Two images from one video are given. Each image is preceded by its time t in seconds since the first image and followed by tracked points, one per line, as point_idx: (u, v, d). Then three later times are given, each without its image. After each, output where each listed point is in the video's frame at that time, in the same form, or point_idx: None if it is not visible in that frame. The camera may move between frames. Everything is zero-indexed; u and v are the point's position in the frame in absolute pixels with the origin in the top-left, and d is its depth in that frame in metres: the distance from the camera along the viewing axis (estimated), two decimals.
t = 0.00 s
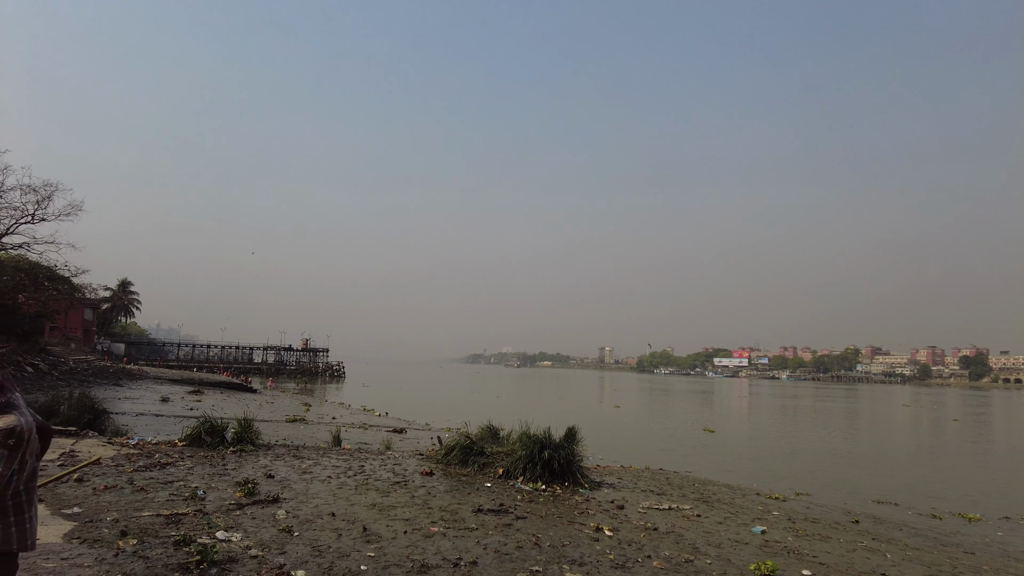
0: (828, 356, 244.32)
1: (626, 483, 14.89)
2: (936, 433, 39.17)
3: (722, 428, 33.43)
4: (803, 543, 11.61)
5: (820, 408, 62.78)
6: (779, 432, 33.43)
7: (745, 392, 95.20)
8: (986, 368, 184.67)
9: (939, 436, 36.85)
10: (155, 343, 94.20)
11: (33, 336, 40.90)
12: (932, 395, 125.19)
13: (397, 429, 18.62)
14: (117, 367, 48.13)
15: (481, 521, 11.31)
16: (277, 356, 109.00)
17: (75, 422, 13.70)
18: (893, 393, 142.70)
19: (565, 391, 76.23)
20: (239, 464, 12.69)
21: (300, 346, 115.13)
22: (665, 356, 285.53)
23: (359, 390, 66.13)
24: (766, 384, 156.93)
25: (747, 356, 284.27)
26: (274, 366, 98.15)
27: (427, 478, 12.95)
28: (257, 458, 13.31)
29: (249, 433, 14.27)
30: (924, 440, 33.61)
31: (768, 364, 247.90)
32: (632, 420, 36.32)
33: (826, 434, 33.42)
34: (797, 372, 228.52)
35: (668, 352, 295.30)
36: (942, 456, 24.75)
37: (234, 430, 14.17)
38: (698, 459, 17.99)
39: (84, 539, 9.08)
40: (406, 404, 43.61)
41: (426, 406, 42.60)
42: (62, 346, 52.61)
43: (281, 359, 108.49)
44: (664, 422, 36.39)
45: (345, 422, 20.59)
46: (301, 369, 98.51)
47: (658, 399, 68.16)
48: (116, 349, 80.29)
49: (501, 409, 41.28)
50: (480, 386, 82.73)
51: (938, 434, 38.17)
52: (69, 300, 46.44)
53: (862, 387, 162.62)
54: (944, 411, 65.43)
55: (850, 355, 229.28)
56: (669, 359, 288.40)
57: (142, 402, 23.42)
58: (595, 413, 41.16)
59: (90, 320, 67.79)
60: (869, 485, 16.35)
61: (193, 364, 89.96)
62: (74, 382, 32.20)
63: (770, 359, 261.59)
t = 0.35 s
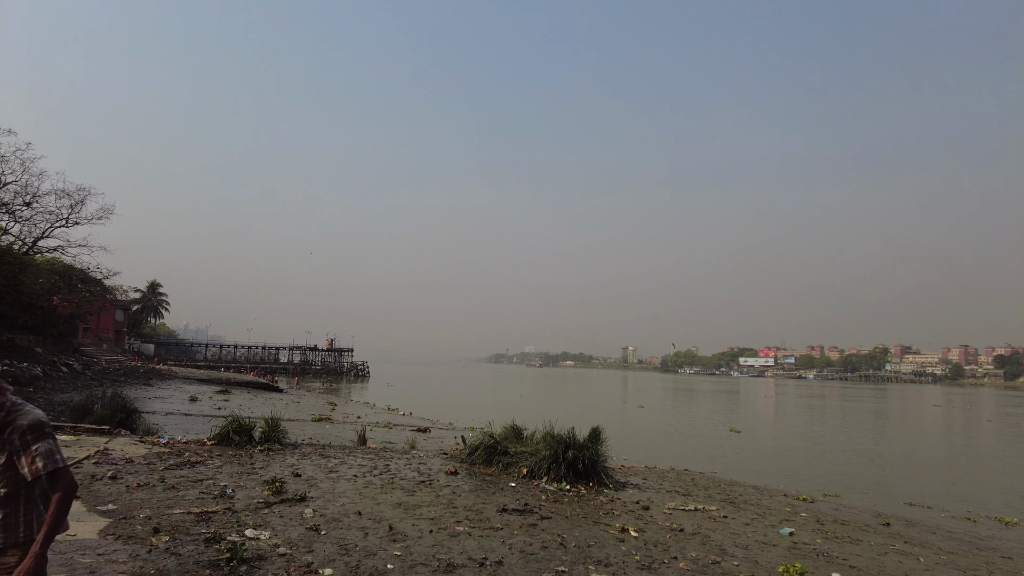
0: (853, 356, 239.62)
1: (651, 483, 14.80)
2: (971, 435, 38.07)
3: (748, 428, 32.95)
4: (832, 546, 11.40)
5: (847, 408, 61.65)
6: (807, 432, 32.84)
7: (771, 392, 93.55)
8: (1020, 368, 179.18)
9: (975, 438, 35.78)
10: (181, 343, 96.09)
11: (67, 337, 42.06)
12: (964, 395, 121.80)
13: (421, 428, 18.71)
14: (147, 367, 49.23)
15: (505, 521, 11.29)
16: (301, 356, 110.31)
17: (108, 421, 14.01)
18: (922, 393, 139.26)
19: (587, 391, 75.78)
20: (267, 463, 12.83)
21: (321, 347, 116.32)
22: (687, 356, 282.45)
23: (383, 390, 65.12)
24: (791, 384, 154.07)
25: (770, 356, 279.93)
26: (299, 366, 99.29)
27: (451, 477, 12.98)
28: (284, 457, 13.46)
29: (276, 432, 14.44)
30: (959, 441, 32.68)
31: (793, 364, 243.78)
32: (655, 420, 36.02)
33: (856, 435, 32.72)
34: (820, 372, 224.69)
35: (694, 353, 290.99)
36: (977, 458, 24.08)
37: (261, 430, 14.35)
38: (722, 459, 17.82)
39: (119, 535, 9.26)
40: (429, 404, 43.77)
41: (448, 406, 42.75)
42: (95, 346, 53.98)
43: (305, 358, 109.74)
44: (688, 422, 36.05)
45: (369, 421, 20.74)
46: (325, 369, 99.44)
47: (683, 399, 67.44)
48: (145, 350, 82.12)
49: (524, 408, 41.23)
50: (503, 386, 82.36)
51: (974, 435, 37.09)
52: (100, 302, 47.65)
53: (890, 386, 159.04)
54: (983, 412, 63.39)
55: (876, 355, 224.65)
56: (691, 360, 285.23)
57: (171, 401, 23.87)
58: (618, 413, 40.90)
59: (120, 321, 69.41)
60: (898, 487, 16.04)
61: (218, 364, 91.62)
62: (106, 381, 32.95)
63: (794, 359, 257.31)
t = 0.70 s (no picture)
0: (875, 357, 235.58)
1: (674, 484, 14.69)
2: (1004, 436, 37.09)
3: (771, 429, 32.51)
4: (860, 548, 11.20)
5: (873, 408, 60.58)
6: (831, 433, 32.31)
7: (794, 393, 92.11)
8: None
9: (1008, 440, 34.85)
10: (205, 344, 97.54)
11: (96, 337, 43.02)
12: (992, 396, 118.97)
13: (442, 428, 18.76)
14: (174, 367, 50.14)
15: (528, 521, 11.27)
16: (322, 356, 111.31)
17: (136, 420, 14.26)
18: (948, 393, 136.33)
19: (608, 391, 75.39)
20: (291, 462, 12.96)
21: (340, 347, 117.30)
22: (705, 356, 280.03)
23: (405, 390, 64.58)
24: (813, 385, 151.65)
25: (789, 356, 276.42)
26: (323, 366, 100.13)
27: (473, 477, 12.99)
28: (308, 456, 13.58)
29: (299, 431, 14.57)
30: (991, 443, 31.87)
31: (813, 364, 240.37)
32: (676, 420, 35.74)
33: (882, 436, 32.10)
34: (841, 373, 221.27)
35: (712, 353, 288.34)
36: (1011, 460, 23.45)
37: (285, 429, 14.48)
38: (745, 460, 17.65)
39: (148, 533, 9.41)
40: (449, 403, 43.91)
41: (468, 406, 42.86)
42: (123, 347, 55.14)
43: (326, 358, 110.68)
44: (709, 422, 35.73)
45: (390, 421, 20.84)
46: (347, 369, 100.16)
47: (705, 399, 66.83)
48: (170, 350, 83.48)
49: (544, 408, 41.20)
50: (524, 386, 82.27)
51: (1006, 437, 36.14)
52: (127, 303, 48.61)
53: (915, 387, 156.04)
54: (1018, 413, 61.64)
55: (898, 355, 220.65)
56: (709, 360, 282.62)
57: (196, 401, 24.28)
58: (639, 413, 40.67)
59: (147, 322, 70.62)
60: (927, 489, 15.71)
61: (241, 365, 92.88)
62: (133, 381, 33.53)
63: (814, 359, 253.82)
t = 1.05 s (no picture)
0: (895, 355, 232.05)
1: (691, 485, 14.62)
2: None
3: (792, 430, 32.19)
4: (881, 551, 11.05)
5: (894, 409, 59.78)
6: (853, 434, 31.91)
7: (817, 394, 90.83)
8: None
9: None
10: (224, 343, 98.90)
11: (120, 338, 43.84)
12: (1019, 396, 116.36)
13: (459, 428, 18.84)
14: (195, 367, 50.95)
15: (545, 521, 11.28)
16: (341, 356, 112.38)
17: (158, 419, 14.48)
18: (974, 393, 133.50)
19: (627, 392, 75.12)
20: (310, 461, 13.07)
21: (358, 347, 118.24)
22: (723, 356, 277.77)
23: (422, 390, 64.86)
24: (833, 384, 149.80)
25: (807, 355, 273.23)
26: (342, 366, 101.10)
27: (491, 477, 13.02)
28: (327, 456, 13.70)
29: (318, 431, 14.69)
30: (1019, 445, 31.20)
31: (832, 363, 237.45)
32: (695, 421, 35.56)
33: (906, 437, 31.61)
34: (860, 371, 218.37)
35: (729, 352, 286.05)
36: None
37: (304, 428, 14.62)
38: (764, 461, 17.54)
39: (171, 531, 9.56)
40: (466, 403, 44.07)
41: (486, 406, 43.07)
42: (145, 347, 56.12)
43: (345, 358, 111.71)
44: (728, 422, 35.50)
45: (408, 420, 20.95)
46: (365, 369, 100.99)
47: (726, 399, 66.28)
48: (191, 349, 84.80)
49: (561, 408, 41.26)
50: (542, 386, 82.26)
51: None
52: (149, 304, 49.44)
53: (938, 386, 153.28)
54: None
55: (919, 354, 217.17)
56: (727, 359, 280.24)
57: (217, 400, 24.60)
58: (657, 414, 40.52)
59: (168, 322, 71.72)
60: (950, 491, 15.45)
61: (259, 364, 93.97)
62: (156, 381, 34.11)
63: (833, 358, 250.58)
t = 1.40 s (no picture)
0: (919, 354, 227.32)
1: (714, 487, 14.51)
2: None
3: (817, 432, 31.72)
4: (908, 555, 10.84)
5: (923, 411, 58.53)
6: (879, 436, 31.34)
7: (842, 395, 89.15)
8: None
9: None
10: (248, 344, 100.63)
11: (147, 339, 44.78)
12: None
13: (479, 428, 18.90)
14: (220, 368, 51.88)
15: (566, 522, 11.28)
16: (361, 356, 113.40)
17: (184, 419, 14.75)
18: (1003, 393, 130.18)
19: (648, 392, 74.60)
20: (333, 461, 13.21)
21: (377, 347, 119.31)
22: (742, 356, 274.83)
23: (441, 391, 65.22)
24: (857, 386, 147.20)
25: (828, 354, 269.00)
26: (361, 366, 102.24)
27: (511, 477, 13.05)
28: (349, 456, 13.84)
29: (340, 431, 14.84)
30: None
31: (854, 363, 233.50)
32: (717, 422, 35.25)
33: (935, 440, 30.94)
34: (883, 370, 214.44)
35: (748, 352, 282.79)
36: None
37: (327, 429, 14.78)
38: (788, 463, 17.35)
39: (198, 529, 9.73)
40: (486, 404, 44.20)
41: (506, 406, 43.16)
42: (171, 348, 57.30)
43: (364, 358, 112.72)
44: (751, 424, 35.13)
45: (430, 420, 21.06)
46: (386, 370, 102.02)
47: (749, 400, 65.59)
48: (215, 351, 86.36)
49: (581, 409, 41.22)
50: (563, 387, 82.21)
51: None
52: (175, 306, 50.44)
53: (966, 386, 149.80)
54: None
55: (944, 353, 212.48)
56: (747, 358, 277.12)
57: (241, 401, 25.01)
58: (678, 415, 40.25)
59: (193, 323, 73.06)
60: (981, 495, 15.10)
61: (280, 364, 95.34)
62: (181, 382, 34.81)
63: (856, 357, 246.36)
